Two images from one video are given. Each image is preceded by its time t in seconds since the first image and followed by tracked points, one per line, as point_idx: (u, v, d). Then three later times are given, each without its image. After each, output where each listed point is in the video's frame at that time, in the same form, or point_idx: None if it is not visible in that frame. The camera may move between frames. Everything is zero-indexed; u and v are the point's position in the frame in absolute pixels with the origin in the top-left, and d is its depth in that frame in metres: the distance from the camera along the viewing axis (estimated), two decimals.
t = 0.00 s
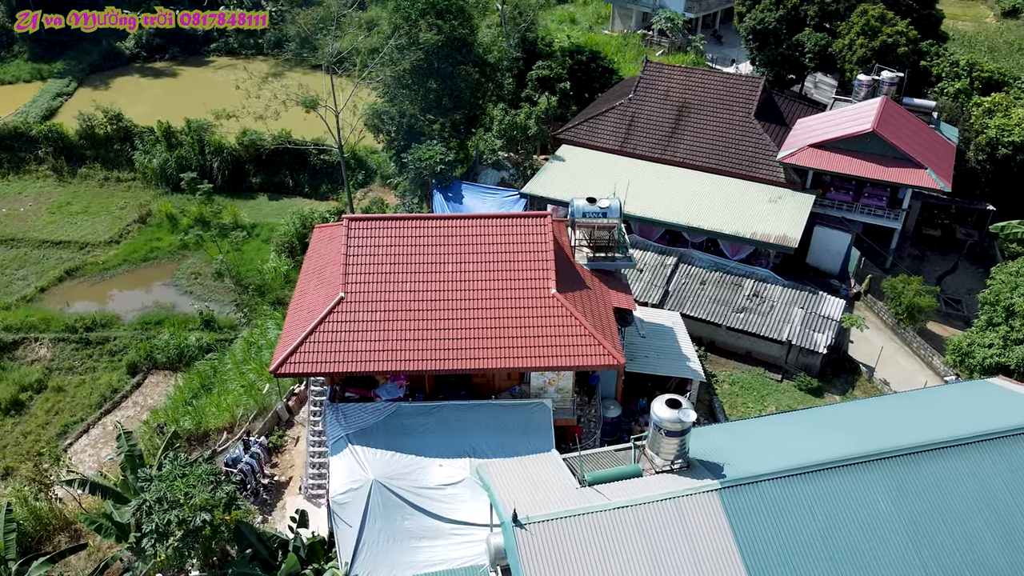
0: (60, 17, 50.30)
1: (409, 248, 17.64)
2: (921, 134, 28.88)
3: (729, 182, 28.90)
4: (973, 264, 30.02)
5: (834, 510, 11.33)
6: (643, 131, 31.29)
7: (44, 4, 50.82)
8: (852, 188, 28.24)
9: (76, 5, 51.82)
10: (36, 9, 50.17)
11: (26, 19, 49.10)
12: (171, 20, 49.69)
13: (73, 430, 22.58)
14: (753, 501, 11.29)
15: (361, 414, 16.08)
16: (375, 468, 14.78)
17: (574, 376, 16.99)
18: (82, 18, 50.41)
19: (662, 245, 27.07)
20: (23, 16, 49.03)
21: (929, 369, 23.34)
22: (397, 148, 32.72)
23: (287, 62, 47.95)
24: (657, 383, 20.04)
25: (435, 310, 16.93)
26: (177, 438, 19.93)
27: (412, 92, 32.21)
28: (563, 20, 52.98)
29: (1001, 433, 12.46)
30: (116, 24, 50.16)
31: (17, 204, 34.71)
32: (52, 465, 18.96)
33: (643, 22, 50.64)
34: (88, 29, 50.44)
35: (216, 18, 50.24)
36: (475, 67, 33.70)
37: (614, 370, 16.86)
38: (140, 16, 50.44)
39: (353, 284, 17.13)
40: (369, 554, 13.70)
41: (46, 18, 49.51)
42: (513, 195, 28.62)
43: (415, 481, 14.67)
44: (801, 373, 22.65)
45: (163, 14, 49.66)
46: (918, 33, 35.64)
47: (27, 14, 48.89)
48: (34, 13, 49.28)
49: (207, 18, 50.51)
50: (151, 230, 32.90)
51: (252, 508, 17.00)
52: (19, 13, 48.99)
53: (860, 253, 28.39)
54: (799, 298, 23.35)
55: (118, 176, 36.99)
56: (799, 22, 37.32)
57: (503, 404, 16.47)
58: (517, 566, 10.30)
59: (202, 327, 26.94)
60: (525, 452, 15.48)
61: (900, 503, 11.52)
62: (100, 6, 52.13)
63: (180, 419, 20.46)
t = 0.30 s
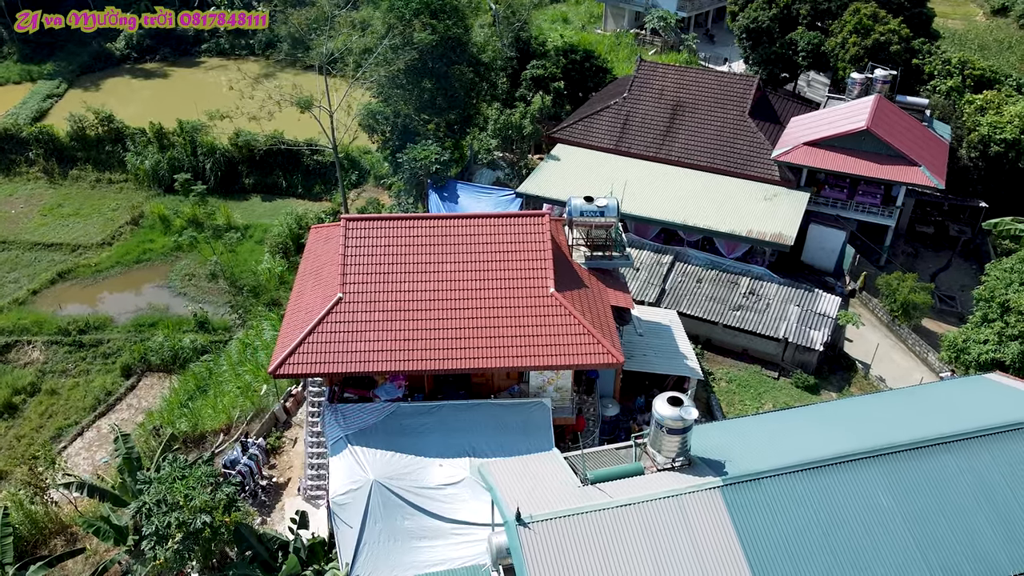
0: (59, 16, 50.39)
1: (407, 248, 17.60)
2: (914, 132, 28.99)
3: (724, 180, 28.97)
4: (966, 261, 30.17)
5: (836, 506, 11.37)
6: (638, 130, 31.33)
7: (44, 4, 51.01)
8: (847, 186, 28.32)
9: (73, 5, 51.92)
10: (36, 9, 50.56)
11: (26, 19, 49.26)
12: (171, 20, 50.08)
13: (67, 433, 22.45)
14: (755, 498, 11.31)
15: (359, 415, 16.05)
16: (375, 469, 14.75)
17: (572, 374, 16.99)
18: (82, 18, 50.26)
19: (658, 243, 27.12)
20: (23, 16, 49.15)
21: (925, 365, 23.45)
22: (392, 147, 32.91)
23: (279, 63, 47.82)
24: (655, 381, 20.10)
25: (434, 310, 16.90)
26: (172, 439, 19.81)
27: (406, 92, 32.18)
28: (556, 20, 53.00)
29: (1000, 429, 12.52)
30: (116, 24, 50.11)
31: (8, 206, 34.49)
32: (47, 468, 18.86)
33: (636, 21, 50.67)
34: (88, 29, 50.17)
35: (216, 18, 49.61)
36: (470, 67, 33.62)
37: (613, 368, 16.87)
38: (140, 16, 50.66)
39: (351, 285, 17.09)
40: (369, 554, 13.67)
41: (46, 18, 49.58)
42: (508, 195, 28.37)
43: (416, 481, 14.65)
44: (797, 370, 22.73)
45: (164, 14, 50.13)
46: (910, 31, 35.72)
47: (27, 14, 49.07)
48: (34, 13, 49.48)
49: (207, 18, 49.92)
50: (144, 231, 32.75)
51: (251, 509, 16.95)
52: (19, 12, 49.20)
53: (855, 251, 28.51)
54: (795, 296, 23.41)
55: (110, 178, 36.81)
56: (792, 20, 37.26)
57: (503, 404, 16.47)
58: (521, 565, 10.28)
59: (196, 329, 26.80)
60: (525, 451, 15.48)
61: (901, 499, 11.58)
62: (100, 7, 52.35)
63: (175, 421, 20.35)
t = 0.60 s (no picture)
0: (60, 16, 50.25)
1: (406, 248, 17.58)
2: (908, 130, 29.13)
3: (719, 178, 29.05)
4: (960, 257, 30.34)
5: (837, 502, 11.41)
6: (633, 129, 31.38)
7: (45, 5, 51.11)
8: (841, 183, 28.45)
9: (66, 7, 51.96)
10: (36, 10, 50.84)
11: (25, 20, 49.25)
12: (171, 20, 49.65)
13: (61, 436, 22.32)
14: (757, 494, 11.35)
15: (358, 415, 16.02)
16: (375, 469, 14.74)
17: (572, 373, 17.00)
18: (82, 18, 49.95)
19: (654, 242, 27.16)
20: (23, 16, 49.30)
21: (920, 361, 23.57)
22: (387, 147, 32.66)
23: (272, 63, 47.71)
24: (653, 379, 20.14)
25: (432, 310, 16.88)
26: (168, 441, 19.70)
27: (401, 92, 32.13)
28: (549, 19, 53.02)
29: (998, 424, 12.61)
30: (115, 24, 49.38)
31: None
32: (42, 472, 18.75)
33: (629, 21, 50.72)
34: (87, 29, 50.08)
35: (216, 18, 48.80)
36: (464, 67, 33.60)
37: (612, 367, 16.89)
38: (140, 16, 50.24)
39: (349, 285, 17.06)
40: (370, 554, 13.64)
41: (46, 18, 49.54)
42: (504, 195, 28.31)
43: (415, 481, 14.63)
44: (794, 368, 22.84)
45: (164, 14, 49.67)
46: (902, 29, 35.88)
47: (27, 14, 49.22)
48: (34, 13, 49.56)
49: (207, 18, 49.05)
50: (137, 233, 32.61)
51: (250, 511, 16.89)
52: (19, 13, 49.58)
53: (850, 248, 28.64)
54: (791, 293, 23.48)
55: (102, 180, 36.62)
56: (785, 19, 37.46)
57: (502, 403, 16.47)
58: (525, 563, 10.26)
59: (191, 330, 26.68)
60: (526, 450, 15.51)
61: (902, 493, 11.64)
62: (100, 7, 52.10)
63: (172, 423, 20.28)
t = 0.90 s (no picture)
0: (60, 16, 49.99)
1: (404, 248, 17.56)
2: (901, 127, 29.26)
3: (714, 177, 29.12)
4: (953, 254, 30.52)
5: (839, 498, 11.47)
6: (628, 128, 31.42)
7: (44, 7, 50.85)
8: (835, 181, 28.54)
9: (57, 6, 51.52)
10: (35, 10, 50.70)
11: (26, 20, 49.16)
12: (171, 20, 49.16)
13: (56, 439, 22.20)
14: (759, 491, 11.39)
15: (358, 415, 15.99)
16: (375, 469, 14.71)
17: (570, 372, 17.00)
18: (82, 18, 49.89)
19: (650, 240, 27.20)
20: (23, 16, 49.12)
21: (916, 358, 23.71)
22: (382, 147, 32.63)
23: (264, 63, 47.62)
24: (650, 377, 20.21)
25: (431, 310, 16.86)
26: (164, 442, 19.60)
27: (395, 92, 32.08)
28: (541, 19, 53.05)
29: (996, 419, 12.69)
30: (115, 24, 49.15)
31: None
32: (38, 475, 18.63)
33: (621, 20, 50.79)
34: (88, 29, 49.84)
35: (216, 18, 48.57)
36: (459, 66, 33.56)
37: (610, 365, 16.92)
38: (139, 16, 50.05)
39: (348, 285, 17.02)
40: (371, 555, 13.61)
41: (46, 18, 49.22)
42: (500, 194, 28.28)
43: (415, 480, 14.62)
44: (791, 365, 22.95)
45: (163, 14, 49.26)
46: (894, 27, 36.03)
47: (27, 14, 49.02)
48: (34, 13, 49.34)
49: (207, 18, 48.82)
50: (129, 235, 32.46)
51: (248, 512, 16.83)
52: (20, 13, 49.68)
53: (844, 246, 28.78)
54: (787, 291, 23.57)
55: (94, 181, 36.45)
56: (777, 18, 37.77)
57: (501, 402, 16.48)
58: (530, 561, 10.25)
59: (185, 332, 26.59)
60: (525, 449, 15.54)
61: (902, 488, 11.70)
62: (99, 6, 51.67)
63: (168, 425, 20.23)
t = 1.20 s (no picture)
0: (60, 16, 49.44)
1: (402, 248, 17.54)
2: (894, 125, 29.40)
3: (709, 175, 29.20)
4: (946, 251, 30.78)
5: (840, 494, 11.52)
6: (622, 127, 31.46)
7: (44, 7, 50.46)
8: (829, 179, 28.70)
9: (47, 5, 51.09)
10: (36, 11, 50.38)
11: (26, 20, 48.86)
12: (170, 20, 48.67)
13: (50, 443, 22.09)
14: (761, 487, 11.44)
15: (357, 416, 15.98)
16: (375, 469, 14.70)
17: (570, 370, 17.01)
18: (82, 18, 49.15)
19: (645, 239, 27.23)
20: (23, 16, 48.83)
21: (911, 354, 23.82)
22: (377, 147, 32.68)
23: (256, 64, 47.45)
24: (647, 375, 20.22)
25: (429, 309, 16.85)
26: (160, 444, 19.53)
27: (390, 92, 32.09)
28: (534, 19, 53.06)
29: (994, 414, 12.78)
30: (115, 25, 48.58)
31: None
32: (33, 478, 18.54)
33: (614, 20, 50.83)
34: (88, 29, 49.24)
35: (217, 17, 48.17)
36: (453, 66, 33.54)
37: (609, 363, 16.95)
38: (140, 16, 49.83)
39: (346, 286, 17.00)
40: (372, 555, 13.59)
41: (46, 18, 48.63)
42: (495, 194, 28.11)
43: (416, 480, 14.62)
44: (787, 362, 22.99)
45: (163, 14, 48.94)
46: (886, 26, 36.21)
47: (28, 14, 48.70)
48: (35, 13, 49.00)
49: (207, 18, 48.29)
50: (122, 237, 32.30)
51: (247, 514, 16.77)
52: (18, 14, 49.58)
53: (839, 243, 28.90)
54: (782, 289, 23.67)
55: (85, 183, 36.27)
56: (770, 16, 37.85)
57: (501, 401, 16.50)
58: (534, 560, 10.27)
59: (179, 334, 26.53)
60: (525, 448, 15.58)
61: (903, 483, 11.76)
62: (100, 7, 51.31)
63: (164, 428, 20.16)
